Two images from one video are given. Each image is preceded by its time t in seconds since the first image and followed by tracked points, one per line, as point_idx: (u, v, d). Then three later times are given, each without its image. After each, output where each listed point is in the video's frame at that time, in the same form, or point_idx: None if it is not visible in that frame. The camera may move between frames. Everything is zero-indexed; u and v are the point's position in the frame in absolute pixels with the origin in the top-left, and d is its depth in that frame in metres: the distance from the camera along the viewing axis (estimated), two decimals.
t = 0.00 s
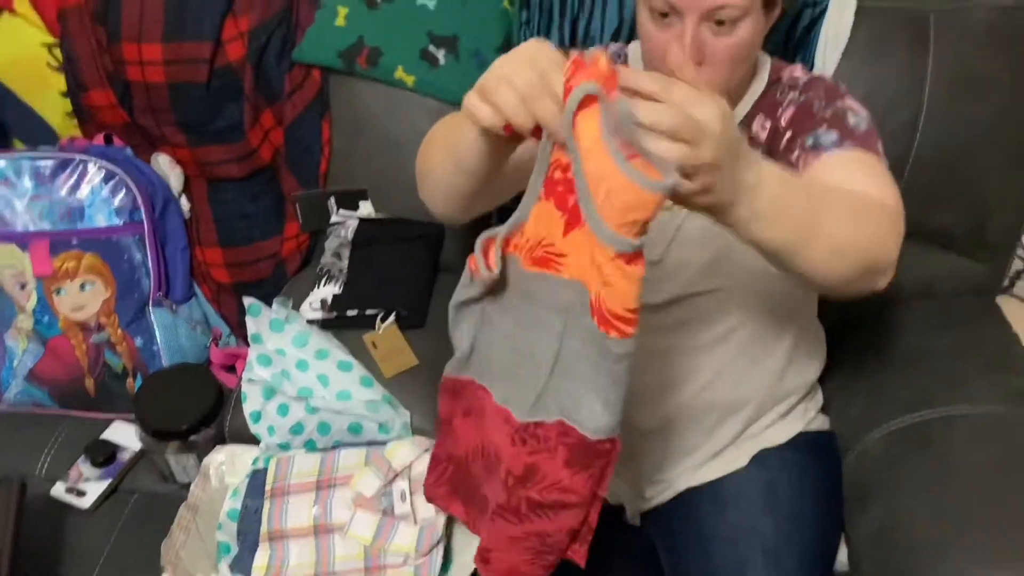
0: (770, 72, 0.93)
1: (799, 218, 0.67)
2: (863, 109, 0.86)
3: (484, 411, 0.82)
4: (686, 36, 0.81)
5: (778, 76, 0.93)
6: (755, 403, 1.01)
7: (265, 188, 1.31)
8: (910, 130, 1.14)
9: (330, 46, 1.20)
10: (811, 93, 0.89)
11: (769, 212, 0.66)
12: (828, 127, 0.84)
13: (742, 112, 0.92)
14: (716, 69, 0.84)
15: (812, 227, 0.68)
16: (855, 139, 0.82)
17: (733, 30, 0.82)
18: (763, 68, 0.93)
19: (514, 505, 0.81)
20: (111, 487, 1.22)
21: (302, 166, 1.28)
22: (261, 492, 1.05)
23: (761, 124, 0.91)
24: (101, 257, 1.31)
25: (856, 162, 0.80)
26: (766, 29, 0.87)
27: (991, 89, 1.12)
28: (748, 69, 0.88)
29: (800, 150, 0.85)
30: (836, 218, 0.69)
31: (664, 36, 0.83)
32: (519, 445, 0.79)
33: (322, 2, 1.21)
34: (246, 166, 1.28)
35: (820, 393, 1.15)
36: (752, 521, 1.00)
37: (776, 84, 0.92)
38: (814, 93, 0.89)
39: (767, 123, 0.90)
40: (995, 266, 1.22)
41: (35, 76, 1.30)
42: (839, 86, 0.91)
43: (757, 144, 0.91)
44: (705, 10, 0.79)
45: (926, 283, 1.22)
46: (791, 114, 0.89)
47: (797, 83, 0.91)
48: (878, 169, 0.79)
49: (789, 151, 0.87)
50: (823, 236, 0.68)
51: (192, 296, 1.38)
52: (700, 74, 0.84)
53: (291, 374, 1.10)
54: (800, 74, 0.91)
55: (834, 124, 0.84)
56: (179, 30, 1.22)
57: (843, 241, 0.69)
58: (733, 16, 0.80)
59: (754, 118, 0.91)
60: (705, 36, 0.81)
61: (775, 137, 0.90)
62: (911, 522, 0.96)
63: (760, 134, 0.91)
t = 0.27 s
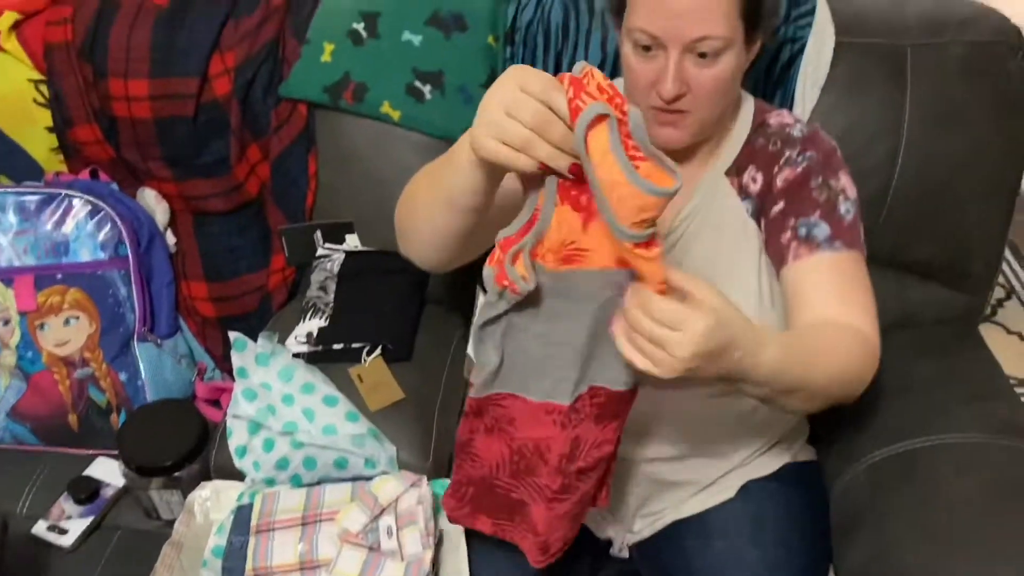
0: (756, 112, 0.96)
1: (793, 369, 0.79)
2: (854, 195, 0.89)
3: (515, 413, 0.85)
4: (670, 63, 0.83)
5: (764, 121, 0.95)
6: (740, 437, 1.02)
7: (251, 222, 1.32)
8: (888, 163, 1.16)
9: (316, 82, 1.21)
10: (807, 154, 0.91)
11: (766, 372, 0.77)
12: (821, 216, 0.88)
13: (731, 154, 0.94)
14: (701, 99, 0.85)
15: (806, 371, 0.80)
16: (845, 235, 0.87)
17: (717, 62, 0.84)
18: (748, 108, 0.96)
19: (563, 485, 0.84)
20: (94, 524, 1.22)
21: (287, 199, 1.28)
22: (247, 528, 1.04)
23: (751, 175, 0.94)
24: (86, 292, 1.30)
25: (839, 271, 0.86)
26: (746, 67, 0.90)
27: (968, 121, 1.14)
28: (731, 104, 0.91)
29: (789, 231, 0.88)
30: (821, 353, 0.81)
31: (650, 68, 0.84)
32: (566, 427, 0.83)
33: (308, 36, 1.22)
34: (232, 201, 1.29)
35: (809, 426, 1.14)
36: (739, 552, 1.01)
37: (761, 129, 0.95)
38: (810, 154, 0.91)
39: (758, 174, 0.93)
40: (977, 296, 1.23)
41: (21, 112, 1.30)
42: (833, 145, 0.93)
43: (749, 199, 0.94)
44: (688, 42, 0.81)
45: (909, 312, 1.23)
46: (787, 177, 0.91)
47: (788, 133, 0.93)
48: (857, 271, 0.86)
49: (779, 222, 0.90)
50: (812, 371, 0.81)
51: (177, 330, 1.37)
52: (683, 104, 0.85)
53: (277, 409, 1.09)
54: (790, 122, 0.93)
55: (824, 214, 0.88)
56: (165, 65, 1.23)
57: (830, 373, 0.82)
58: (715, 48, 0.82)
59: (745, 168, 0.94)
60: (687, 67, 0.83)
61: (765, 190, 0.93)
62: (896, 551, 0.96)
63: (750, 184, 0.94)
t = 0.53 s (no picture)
0: (736, 139, 0.99)
1: (742, 424, 0.88)
2: (835, 238, 0.94)
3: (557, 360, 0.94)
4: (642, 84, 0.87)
5: (748, 146, 0.98)
6: (726, 457, 1.03)
7: (234, 245, 1.31)
8: (869, 184, 1.17)
9: (300, 103, 1.21)
10: (793, 189, 0.95)
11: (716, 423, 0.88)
12: (804, 260, 0.93)
13: (713, 180, 0.97)
14: (675, 118, 0.89)
15: (760, 425, 0.89)
16: (827, 280, 0.92)
17: (689, 81, 0.88)
18: (728, 133, 0.99)
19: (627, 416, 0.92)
20: (73, 551, 1.20)
21: (270, 222, 1.28)
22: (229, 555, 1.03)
23: (733, 205, 0.97)
24: (67, 316, 1.30)
25: (811, 319, 0.91)
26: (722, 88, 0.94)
27: (948, 141, 1.15)
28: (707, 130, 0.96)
29: (772, 273, 0.93)
30: (777, 409, 0.89)
31: (624, 90, 0.89)
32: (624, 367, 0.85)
33: (292, 59, 1.22)
34: (215, 223, 1.27)
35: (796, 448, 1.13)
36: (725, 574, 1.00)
37: (742, 154, 0.98)
38: (796, 190, 0.95)
39: (740, 205, 0.97)
40: (960, 315, 1.23)
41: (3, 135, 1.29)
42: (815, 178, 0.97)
43: (733, 229, 0.97)
44: (658, 62, 0.86)
45: (893, 332, 1.23)
46: (774, 213, 0.95)
47: (771, 162, 0.97)
48: (831, 326, 0.92)
49: (763, 261, 0.95)
50: (768, 424, 0.89)
51: (159, 353, 1.36)
52: (659, 124, 0.90)
53: (259, 433, 1.07)
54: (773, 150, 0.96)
55: (806, 258, 0.93)
56: (148, 88, 1.23)
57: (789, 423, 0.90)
58: (684, 69, 0.87)
59: (728, 198, 0.97)
60: (660, 87, 0.88)
61: (748, 219, 0.97)
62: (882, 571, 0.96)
63: (733, 214, 0.97)
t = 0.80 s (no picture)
0: (734, 154, 0.99)
1: (774, 413, 0.85)
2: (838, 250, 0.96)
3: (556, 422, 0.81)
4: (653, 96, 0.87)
5: (745, 161, 0.98)
6: (717, 467, 1.04)
7: (226, 256, 1.31)
8: (860, 193, 1.18)
9: (292, 114, 1.21)
10: (795, 203, 0.96)
11: (753, 416, 0.84)
12: (810, 272, 0.94)
13: (714, 194, 0.97)
14: (688, 129, 0.89)
15: (789, 418, 0.87)
16: (830, 292, 0.93)
17: (701, 94, 0.88)
18: (727, 150, 0.99)
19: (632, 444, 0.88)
20: (64, 564, 1.19)
21: (262, 233, 1.28)
22: (220, 568, 1.02)
23: (734, 218, 0.97)
24: (58, 328, 1.29)
25: (818, 326, 0.92)
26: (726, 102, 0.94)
27: (937, 151, 1.16)
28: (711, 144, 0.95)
29: (780, 285, 0.95)
30: (801, 406, 0.87)
31: (636, 100, 0.89)
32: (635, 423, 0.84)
33: (283, 71, 1.22)
34: (206, 235, 1.28)
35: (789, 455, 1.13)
36: None
37: (742, 169, 0.98)
38: (798, 204, 0.96)
39: (741, 218, 0.97)
40: (950, 323, 1.24)
41: None
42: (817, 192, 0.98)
43: (733, 242, 0.98)
44: (672, 73, 0.86)
45: (884, 341, 1.23)
46: (776, 227, 0.96)
47: (770, 175, 0.97)
48: (838, 329, 0.93)
49: (768, 275, 0.96)
50: (792, 422, 0.87)
51: (151, 365, 1.36)
52: (671, 134, 0.89)
53: (252, 445, 1.08)
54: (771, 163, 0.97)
55: (813, 270, 0.94)
56: (140, 99, 1.23)
57: (807, 424, 0.88)
58: (699, 82, 0.87)
59: (728, 211, 0.97)
60: (674, 98, 0.87)
61: (750, 232, 0.97)
62: None
63: (734, 227, 0.97)
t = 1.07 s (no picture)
0: (717, 151, 0.99)
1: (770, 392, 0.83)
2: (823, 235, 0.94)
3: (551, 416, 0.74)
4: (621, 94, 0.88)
5: (725, 158, 0.98)
6: (706, 467, 1.05)
7: (217, 260, 1.31)
8: (850, 194, 1.18)
9: (282, 119, 1.20)
10: (776, 194, 0.95)
11: (752, 397, 0.82)
12: (796, 257, 0.92)
13: (695, 193, 0.97)
14: (660, 128, 0.89)
15: (789, 400, 0.85)
16: (821, 276, 0.92)
17: (671, 91, 0.88)
18: (710, 147, 0.99)
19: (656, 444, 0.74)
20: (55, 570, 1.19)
21: (253, 237, 1.27)
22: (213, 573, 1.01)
23: (716, 213, 0.97)
24: (49, 333, 1.28)
25: (812, 311, 0.90)
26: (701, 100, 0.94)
27: (925, 152, 1.16)
28: (688, 144, 0.95)
29: (768, 273, 0.93)
30: (801, 384, 0.85)
31: (608, 100, 0.88)
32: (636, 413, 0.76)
33: (273, 74, 1.22)
34: (197, 240, 1.28)
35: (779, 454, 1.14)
36: None
37: (723, 166, 0.98)
38: (778, 194, 0.95)
39: (723, 213, 0.97)
40: (941, 323, 1.24)
41: None
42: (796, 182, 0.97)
43: (716, 237, 0.98)
44: (640, 72, 0.86)
45: (875, 340, 1.24)
46: (757, 219, 0.95)
47: (751, 170, 0.97)
48: (832, 310, 0.91)
49: (755, 265, 0.95)
50: (795, 401, 0.85)
51: (143, 370, 1.35)
52: (644, 133, 0.89)
53: (244, 449, 1.07)
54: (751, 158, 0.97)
55: (799, 255, 0.92)
56: (129, 103, 1.22)
57: (812, 404, 0.86)
58: (668, 79, 0.87)
59: (710, 207, 0.98)
60: (643, 97, 0.87)
61: (732, 226, 0.97)
62: None
63: (716, 223, 0.98)
